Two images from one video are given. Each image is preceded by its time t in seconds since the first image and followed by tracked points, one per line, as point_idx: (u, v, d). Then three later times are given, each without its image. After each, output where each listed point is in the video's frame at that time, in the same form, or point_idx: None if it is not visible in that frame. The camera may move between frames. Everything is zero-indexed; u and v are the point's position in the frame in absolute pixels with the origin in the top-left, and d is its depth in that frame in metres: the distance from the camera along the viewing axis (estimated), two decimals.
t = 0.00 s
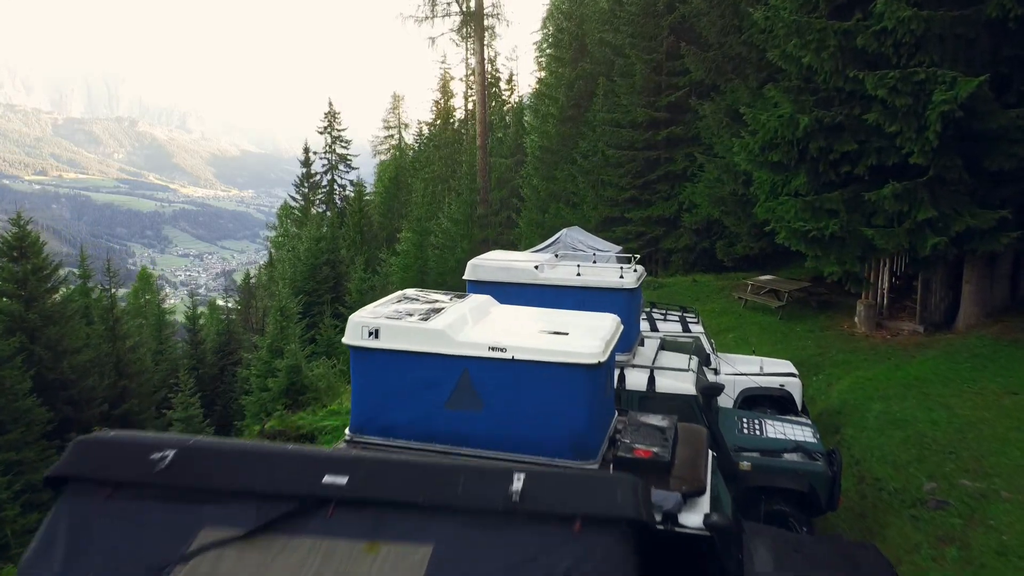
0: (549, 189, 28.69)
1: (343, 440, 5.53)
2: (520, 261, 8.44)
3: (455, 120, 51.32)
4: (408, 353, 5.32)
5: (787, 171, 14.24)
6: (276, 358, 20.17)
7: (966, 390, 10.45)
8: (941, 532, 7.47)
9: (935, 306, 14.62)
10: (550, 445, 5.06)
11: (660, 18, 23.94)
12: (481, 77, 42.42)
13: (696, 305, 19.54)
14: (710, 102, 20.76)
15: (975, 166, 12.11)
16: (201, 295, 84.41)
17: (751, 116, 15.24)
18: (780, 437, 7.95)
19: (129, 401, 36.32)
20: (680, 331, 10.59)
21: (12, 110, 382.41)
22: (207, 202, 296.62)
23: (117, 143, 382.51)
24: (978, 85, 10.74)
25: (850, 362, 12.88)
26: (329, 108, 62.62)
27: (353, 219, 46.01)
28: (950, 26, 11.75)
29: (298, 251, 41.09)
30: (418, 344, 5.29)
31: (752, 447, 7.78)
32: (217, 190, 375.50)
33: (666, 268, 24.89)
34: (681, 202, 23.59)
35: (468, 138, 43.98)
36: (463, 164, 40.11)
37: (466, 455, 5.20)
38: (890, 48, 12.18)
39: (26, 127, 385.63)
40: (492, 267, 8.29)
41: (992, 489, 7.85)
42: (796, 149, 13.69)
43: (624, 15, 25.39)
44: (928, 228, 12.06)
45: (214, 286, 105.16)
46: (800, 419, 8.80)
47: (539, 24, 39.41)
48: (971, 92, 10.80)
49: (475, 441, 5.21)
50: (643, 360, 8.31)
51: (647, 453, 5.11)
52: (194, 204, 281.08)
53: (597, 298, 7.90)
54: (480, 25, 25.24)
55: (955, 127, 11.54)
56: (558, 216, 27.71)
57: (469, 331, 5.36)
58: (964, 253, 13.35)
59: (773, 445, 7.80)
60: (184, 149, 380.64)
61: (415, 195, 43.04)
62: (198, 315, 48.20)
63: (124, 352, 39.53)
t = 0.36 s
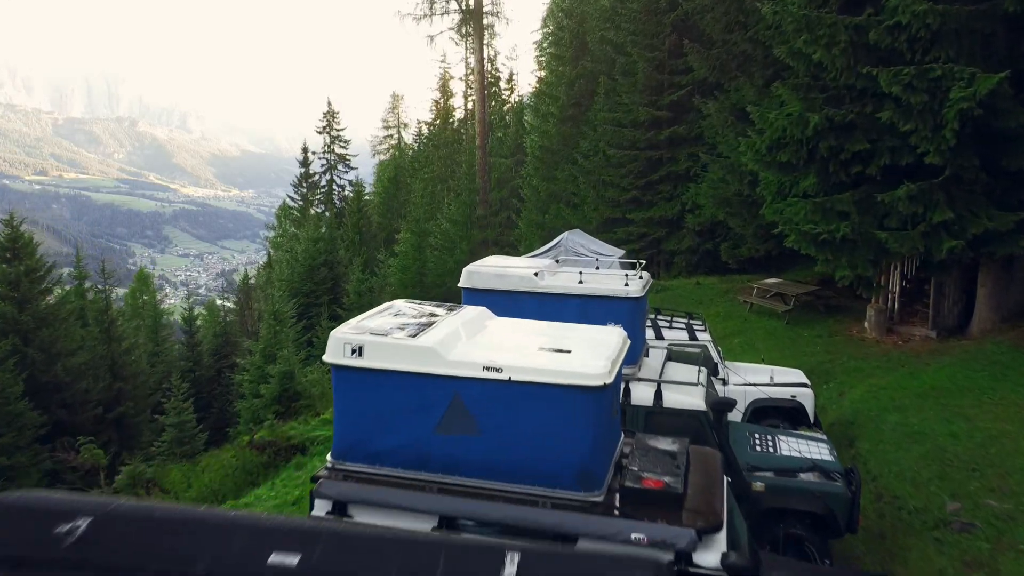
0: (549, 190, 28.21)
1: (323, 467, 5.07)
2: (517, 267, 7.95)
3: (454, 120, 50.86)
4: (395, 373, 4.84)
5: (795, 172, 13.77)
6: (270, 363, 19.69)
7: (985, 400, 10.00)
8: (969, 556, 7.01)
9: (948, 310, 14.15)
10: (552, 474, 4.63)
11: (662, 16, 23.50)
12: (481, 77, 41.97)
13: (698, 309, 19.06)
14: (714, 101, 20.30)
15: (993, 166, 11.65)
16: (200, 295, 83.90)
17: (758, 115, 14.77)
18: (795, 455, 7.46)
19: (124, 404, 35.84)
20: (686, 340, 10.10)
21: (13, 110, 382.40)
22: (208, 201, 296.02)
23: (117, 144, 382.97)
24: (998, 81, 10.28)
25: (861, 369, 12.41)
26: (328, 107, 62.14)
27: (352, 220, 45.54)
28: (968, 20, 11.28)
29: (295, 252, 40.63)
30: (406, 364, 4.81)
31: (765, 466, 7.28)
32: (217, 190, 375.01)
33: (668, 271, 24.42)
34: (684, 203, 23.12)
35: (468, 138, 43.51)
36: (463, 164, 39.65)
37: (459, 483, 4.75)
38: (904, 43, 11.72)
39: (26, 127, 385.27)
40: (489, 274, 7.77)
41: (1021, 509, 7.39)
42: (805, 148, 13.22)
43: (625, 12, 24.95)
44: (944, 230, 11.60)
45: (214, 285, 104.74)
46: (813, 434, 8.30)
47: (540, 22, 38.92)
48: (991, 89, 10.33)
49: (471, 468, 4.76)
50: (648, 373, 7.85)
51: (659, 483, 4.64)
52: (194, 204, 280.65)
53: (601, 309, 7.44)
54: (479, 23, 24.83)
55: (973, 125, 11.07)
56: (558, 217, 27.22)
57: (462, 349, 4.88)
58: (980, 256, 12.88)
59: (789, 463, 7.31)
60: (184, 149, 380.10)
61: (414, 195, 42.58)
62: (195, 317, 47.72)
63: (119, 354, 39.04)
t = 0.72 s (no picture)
0: (548, 191, 27.67)
1: (299, 504, 4.55)
2: (517, 276, 7.42)
3: (453, 120, 50.38)
4: (377, 402, 4.30)
5: (805, 173, 13.24)
6: (262, 369, 19.15)
7: (1008, 414, 9.49)
8: None
9: (963, 316, 13.59)
10: (551, 516, 4.10)
11: (665, 13, 23.01)
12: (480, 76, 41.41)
13: (702, 314, 18.53)
14: (719, 100, 19.75)
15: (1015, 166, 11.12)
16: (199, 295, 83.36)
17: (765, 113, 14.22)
18: (813, 478, 6.91)
19: (118, 408, 35.29)
20: (694, 351, 9.56)
21: (12, 110, 382.38)
22: (208, 201, 295.59)
23: (117, 143, 382.45)
24: None
25: (875, 379, 11.89)
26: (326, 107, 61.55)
27: (349, 220, 45.04)
28: (988, 13, 10.72)
29: (292, 254, 40.12)
30: (389, 391, 4.28)
31: (780, 491, 6.73)
32: (216, 190, 374.54)
33: (671, 273, 23.92)
34: (687, 204, 22.59)
35: (467, 137, 43.04)
36: (462, 164, 39.15)
37: (450, 526, 4.23)
38: (921, 38, 11.18)
39: (26, 127, 384.68)
40: (485, 283, 7.26)
41: None
42: (815, 148, 12.68)
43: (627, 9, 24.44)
44: (963, 234, 11.07)
45: (213, 285, 104.19)
46: (832, 454, 7.73)
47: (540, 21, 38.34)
48: (1016, 85, 9.79)
49: (462, 510, 4.23)
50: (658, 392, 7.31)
51: (673, 527, 4.11)
52: (194, 203, 280.09)
53: (605, 323, 6.90)
54: (478, 21, 24.32)
55: (995, 124, 10.54)
56: (558, 218, 26.68)
57: (451, 374, 4.34)
58: (998, 261, 12.36)
59: (808, 488, 6.76)
60: (184, 149, 379.67)
61: (412, 196, 42.07)
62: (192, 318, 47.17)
63: (114, 357, 38.49)
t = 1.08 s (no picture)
0: (548, 192, 27.14)
1: (265, 550, 4.05)
2: (513, 286, 6.91)
3: (452, 119, 49.87)
4: (351, 437, 3.80)
5: (815, 174, 12.72)
6: (254, 376, 18.63)
7: None
8: None
9: (979, 322, 13.03)
10: (550, 568, 3.61)
11: (668, 11, 22.48)
12: (480, 75, 40.87)
13: (706, 319, 18.00)
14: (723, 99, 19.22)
15: None
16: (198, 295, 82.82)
17: (773, 112, 13.70)
18: (835, 505, 6.35)
19: (112, 412, 34.78)
20: (702, 363, 9.01)
21: (12, 110, 382.35)
22: (207, 201, 295.13)
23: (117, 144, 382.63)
24: None
25: (890, 390, 11.38)
26: (324, 106, 60.98)
27: (348, 221, 44.54)
28: (1011, 7, 10.20)
29: (289, 255, 39.60)
30: (365, 426, 3.77)
31: (800, 520, 6.17)
32: (216, 190, 373.96)
33: (673, 276, 23.43)
34: (691, 205, 22.07)
35: (466, 137, 42.53)
36: (460, 164, 38.64)
37: None
38: (939, 34, 10.65)
39: (26, 127, 384.17)
40: (479, 294, 6.75)
41: None
42: (826, 148, 12.16)
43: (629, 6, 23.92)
44: (983, 239, 10.56)
45: (213, 286, 103.57)
46: (853, 476, 7.18)
47: (540, 19, 37.79)
48: None
49: (449, 562, 3.73)
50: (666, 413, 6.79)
51: None
52: (194, 204, 279.48)
53: (608, 336, 6.38)
54: (477, 18, 23.82)
55: (1018, 123, 10.02)
56: (558, 219, 26.14)
57: (436, 406, 3.83)
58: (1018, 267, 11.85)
59: (829, 517, 6.20)
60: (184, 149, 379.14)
61: (411, 196, 41.57)
62: (188, 320, 46.66)
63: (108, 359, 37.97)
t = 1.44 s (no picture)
0: (548, 192, 26.61)
1: None
2: (511, 296, 6.40)
3: (452, 119, 49.37)
4: (322, 483, 3.36)
5: (826, 175, 12.21)
6: (247, 381, 18.14)
7: None
8: None
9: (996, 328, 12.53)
10: None
11: (670, 7, 21.98)
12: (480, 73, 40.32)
13: (711, 324, 17.49)
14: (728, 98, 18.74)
15: None
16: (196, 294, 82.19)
17: (782, 110, 13.20)
18: (861, 537, 5.82)
19: (106, 415, 34.30)
20: (711, 377, 8.50)
21: (13, 110, 382.42)
22: (207, 201, 294.64)
23: (117, 144, 382.49)
24: None
25: (906, 399, 10.87)
26: (323, 106, 60.39)
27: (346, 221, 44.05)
28: None
29: (286, 256, 39.09)
30: (339, 470, 3.34)
31: (823, 555, 5.63)
32: (217, 190, 372.98)
33: (676, 278, 22.93)
34: (694, 206, 21.55)
35: (465, 136, 42.04)
36: (460, 164, 38.14)
37: None
38: (958, 27, 10.13)
39: (26, 127, 383.88)
40: (473, 305, 6.24)
41: None
42: (839, 147, 11.67)
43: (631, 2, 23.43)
44: (1005, 243, 10.06)
45: (214, 285, 102.93)
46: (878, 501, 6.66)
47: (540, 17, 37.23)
48: None
49: None
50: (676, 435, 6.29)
51: None
52: (194, 203, 278.91)
53: (615, 352, 5.87)
54: (476, 15, 23.34)
55: None
56: (558, 220, 25.63)
57: (420, 449, 3.39)
58: None
59: (855, 551, 5.66)
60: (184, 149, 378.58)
61: (410, 197, 41.08)
62: (184, 321, 46.15)
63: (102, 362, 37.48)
